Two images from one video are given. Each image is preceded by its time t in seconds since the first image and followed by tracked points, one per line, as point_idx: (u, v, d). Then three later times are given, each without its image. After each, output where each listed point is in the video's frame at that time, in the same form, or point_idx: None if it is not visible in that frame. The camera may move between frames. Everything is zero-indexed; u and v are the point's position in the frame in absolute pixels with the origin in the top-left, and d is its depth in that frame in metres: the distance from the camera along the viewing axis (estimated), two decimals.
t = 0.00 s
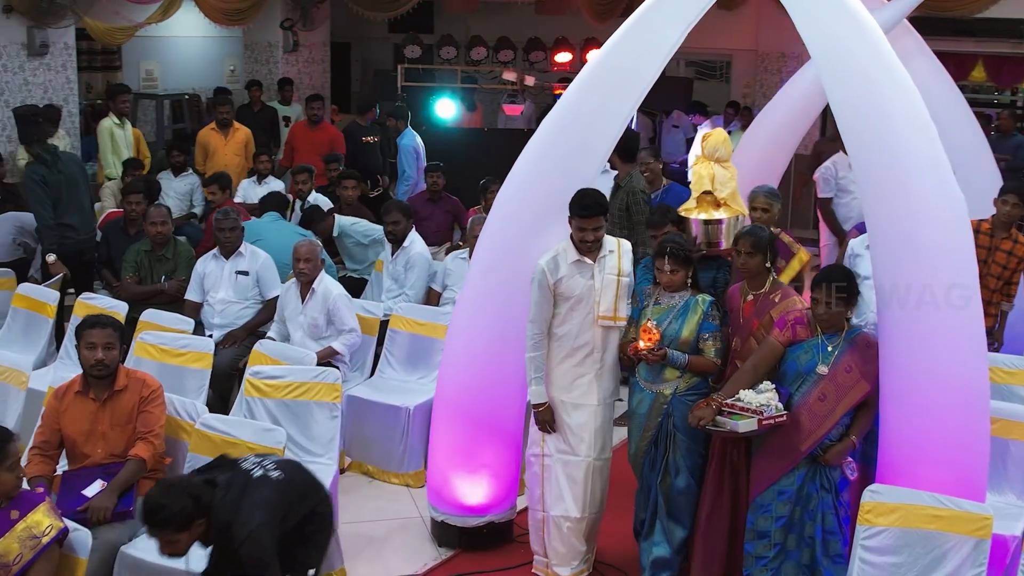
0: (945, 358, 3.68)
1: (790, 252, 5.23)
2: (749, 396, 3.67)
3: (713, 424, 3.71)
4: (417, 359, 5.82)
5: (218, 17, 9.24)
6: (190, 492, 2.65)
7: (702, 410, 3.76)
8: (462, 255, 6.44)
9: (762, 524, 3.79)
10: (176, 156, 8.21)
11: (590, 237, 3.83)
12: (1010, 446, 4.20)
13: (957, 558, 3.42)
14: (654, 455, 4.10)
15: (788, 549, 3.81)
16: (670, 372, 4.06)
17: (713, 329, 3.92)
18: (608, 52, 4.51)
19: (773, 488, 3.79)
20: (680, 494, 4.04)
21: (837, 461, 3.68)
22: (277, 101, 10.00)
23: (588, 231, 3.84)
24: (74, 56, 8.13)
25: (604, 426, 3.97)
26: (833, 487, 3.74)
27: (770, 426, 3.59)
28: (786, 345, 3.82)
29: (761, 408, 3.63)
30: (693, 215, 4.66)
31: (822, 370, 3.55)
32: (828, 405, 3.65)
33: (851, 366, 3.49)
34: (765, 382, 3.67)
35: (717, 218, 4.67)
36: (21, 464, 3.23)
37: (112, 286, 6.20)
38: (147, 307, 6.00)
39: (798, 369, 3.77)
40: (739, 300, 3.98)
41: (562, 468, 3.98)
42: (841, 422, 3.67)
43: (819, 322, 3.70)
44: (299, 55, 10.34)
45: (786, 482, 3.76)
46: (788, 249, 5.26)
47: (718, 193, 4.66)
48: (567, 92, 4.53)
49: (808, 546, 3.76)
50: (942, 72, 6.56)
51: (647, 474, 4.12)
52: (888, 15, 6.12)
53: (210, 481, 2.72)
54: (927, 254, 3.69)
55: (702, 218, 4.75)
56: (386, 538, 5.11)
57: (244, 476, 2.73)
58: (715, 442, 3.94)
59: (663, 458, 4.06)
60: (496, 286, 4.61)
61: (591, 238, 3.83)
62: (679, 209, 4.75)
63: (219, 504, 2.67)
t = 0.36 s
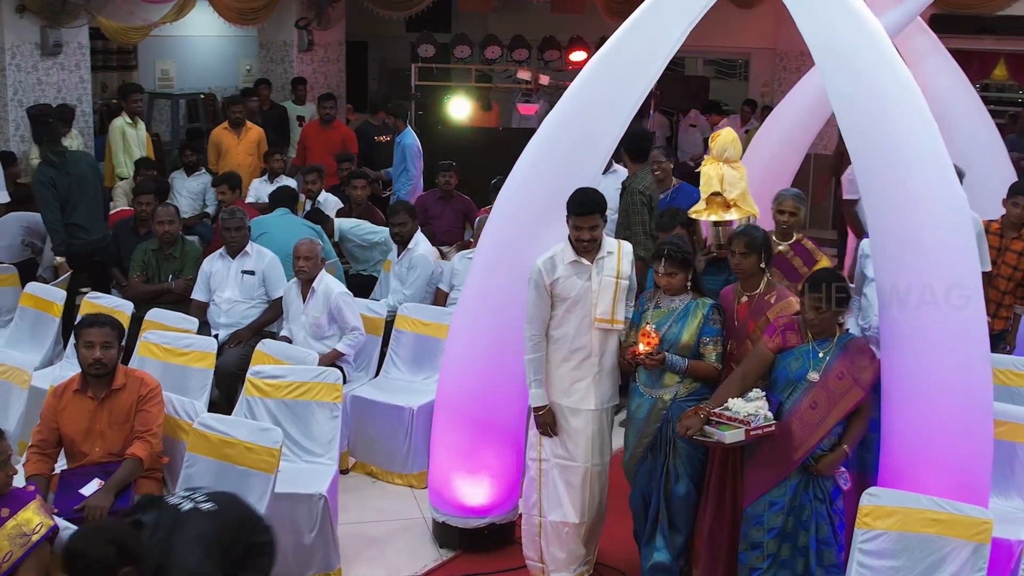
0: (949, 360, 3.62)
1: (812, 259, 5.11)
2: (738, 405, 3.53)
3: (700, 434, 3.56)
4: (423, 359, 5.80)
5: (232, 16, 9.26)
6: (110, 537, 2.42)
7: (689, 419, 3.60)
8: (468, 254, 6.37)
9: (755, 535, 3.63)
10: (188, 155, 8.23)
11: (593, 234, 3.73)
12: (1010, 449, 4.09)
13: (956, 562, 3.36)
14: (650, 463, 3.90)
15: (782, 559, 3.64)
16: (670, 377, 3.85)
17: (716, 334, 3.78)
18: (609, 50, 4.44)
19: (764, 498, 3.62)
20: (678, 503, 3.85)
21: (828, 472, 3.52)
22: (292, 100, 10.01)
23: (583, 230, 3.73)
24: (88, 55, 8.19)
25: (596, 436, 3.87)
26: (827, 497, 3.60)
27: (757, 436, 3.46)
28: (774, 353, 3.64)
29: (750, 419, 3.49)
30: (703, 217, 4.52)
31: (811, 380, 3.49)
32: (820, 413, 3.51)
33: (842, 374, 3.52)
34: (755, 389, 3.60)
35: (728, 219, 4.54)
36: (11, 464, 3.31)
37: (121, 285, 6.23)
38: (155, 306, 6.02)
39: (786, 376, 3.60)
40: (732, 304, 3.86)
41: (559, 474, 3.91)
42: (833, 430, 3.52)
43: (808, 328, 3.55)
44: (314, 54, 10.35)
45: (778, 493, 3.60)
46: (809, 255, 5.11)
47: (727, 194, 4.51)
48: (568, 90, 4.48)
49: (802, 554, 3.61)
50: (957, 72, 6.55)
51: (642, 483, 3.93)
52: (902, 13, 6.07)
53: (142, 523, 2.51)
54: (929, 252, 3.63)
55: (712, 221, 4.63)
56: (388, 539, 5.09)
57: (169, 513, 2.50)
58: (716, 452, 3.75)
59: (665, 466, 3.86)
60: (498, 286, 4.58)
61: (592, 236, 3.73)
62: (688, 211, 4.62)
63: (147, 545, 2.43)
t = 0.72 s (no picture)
0: (949, 360, 3.55)
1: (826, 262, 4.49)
2: (718, 407, 3.40)
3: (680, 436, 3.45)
4: (427, 358, 5.79)
5: (246, 15, 9.29)
6: None
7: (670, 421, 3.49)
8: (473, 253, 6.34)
9: (744, 542, 3.52)
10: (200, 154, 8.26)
11: (592, 229, 3.65)
12: (1008, 449, 4.02)
13: (954, 565, 3.31)
14: (644, 466, 3.73)
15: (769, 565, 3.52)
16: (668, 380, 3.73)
17: (717, 336, 3.68)
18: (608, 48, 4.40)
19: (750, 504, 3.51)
20: (678, 507, 3.69)
21: (812, 478, 3.39)
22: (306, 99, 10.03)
23: (577, 224, 3.66)
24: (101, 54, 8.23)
25: (599, 440, 3.83)
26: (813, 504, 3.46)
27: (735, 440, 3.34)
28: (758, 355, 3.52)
29: (729, 422, 3.36)
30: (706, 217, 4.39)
31: (794, 382, 3.39)
32: (804, 417, 3.37)
33: (827, 377, 3.36)
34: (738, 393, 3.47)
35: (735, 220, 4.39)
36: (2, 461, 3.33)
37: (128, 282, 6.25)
38: (161, 304, 6.04)
39: (770, 379, 3.47)
40: (727, 304, 3.85)
41: (551, 476, 3.85)
42: (818, 435, 3.39)
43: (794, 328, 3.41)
44: (328, 52, 10.37)
45: (763, 499, 3.48)
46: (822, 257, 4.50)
47: (732, 194, 4.35)
48: (566, 89, 4.43)
49: (787, 561, 3.50)
50: (972, 70, 6.47)
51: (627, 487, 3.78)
52: (914, 9, 6.02)
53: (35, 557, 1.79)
54: (930, 250, 3.57)
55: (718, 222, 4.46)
56: (389, 538, 5.08)
57: (72, 548, 1.78)
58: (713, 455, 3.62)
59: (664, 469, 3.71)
60: (498, 285, 4.55)
61: (591, 232, 3.65)
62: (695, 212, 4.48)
63: None
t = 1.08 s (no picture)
0: (953, 360, 3.48)
1: (836, 266, 4.42)
2: (703, 413, 3.33)
3: (665, 442, 3.38)
4: (434, 356, 5.78)
5: (265, 13, 9.33)
6: None
7: (656, 426, 3.43)
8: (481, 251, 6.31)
9: (731, 547, 3.43)
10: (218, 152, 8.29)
11: (584, 225, 3.61)
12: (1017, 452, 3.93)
13: (955, 570, 3.23)
14: (643, 468, 3.63)
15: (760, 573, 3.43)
16: (666, 382, 3.66)
17: (716, 338, 3.62)
18: (611, 44, 4.33)
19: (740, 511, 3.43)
20: (675, 510, 3.63)
21: (798, 485, 3.30)
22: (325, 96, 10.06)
23: (568, 220, 3.62)
24: (119, 52, 8.28)
25: (604, 433, 3.82)
26: (800, 512, 3.36)
27: (719, 446, 3.26)
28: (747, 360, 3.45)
29: (714, 428, 3.29)
30: (711, 217, 4.32)
31: (780, 386, 3.31)
32: (789, 423, 3.29)
33: (814, 382, 3.28)
34: (724, 398, 3.40)
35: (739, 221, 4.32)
36: None
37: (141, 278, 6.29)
38: (173, 302, 6.06)
39: (756, 384, 3.39)
40: (728, 303, 3.84)
41: (540, 476, 3.82)
42: (805, 440, 3.29)
43: (779, 333, 3.36)
44: (347, 50, 10.40)
45: (751, 505, 3.39)
46: (832, 261, 4.41)
47: (738, 195, 4.28)
48: (570, 85, 4.38)
49: (768, 568, 3.41)
50: (993, 65, 6.35)
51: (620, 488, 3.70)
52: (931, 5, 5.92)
53: None
54: (933, 248, 3.50)
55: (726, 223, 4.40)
56: (394, 537, 5.06)
57: None
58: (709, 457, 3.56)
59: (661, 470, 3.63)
60: (500, 283, 4.52)
61: (583, 228, 3.61)
62: (701, 212, 4.42)
63: None
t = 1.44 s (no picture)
0: (956, 360, 3.41)
1: (842, 262, 4.35)
2: (694, 416, 3.28)
3: (658, 445, 3.36)
4: (443, 354, 5.76)
5: (283, 10, 9.35)
6: None
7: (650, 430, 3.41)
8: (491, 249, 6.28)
9: (728, 553, 3.41)
10: (234, 149, 8.33)
11: (567, 226, 3.57)
12: None
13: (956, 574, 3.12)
14: (640, 475, 3.61)
15: None
16: (661, 386, 3.63)
17: (710, 341, 3.58)
18: (614, 42, 4.28)
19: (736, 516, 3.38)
20: (672, 514, 3.64)
21: (793, 489, 3.25)
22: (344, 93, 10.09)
23: (553, 220, 3.59)
24: (137, 49, 8.33)
25: (601, 433, 3.80)
26: (790, 514, 3.28)
27: (711, 450, 3.22)
28: (743, 362, 3.40)
29: (705, 431, 3.24)
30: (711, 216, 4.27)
31: (774, 390, 3.27)
32: (782, 428, 3.25)
33: (808, 386, 3.23)
34: (718, 401, 3.36)
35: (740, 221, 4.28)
36: None
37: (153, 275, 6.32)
38: (184, 299, 6.09)
39: (751, 387, 3.36)
40: (733, 305, 3.84)
41: (539, 479, 3.81)
42: (800, 444, 3.25)
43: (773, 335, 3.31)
44: (366, 47, 10.42)
45: (747, 511, 3.36)
46: (837, 258, 4.35)
47: (739, 195, 4.24)
48: (572, 85, 4.33)
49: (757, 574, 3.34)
50: (1012, 62, 6.25)
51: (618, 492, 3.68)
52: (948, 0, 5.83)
53: None
54: (935, 246, 3.43)
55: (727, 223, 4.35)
56: (398, 535, 5.04)
57: None
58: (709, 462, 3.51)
59: (657, 476, 3.62)
60: (503, 283, 4.50)
61: (567, 229, 3.57)
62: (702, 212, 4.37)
63: None
